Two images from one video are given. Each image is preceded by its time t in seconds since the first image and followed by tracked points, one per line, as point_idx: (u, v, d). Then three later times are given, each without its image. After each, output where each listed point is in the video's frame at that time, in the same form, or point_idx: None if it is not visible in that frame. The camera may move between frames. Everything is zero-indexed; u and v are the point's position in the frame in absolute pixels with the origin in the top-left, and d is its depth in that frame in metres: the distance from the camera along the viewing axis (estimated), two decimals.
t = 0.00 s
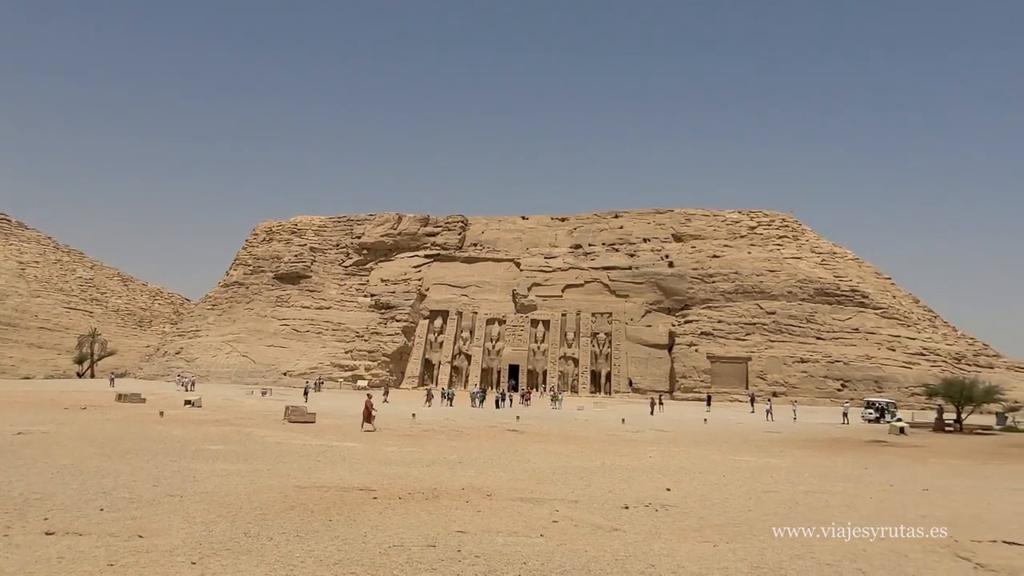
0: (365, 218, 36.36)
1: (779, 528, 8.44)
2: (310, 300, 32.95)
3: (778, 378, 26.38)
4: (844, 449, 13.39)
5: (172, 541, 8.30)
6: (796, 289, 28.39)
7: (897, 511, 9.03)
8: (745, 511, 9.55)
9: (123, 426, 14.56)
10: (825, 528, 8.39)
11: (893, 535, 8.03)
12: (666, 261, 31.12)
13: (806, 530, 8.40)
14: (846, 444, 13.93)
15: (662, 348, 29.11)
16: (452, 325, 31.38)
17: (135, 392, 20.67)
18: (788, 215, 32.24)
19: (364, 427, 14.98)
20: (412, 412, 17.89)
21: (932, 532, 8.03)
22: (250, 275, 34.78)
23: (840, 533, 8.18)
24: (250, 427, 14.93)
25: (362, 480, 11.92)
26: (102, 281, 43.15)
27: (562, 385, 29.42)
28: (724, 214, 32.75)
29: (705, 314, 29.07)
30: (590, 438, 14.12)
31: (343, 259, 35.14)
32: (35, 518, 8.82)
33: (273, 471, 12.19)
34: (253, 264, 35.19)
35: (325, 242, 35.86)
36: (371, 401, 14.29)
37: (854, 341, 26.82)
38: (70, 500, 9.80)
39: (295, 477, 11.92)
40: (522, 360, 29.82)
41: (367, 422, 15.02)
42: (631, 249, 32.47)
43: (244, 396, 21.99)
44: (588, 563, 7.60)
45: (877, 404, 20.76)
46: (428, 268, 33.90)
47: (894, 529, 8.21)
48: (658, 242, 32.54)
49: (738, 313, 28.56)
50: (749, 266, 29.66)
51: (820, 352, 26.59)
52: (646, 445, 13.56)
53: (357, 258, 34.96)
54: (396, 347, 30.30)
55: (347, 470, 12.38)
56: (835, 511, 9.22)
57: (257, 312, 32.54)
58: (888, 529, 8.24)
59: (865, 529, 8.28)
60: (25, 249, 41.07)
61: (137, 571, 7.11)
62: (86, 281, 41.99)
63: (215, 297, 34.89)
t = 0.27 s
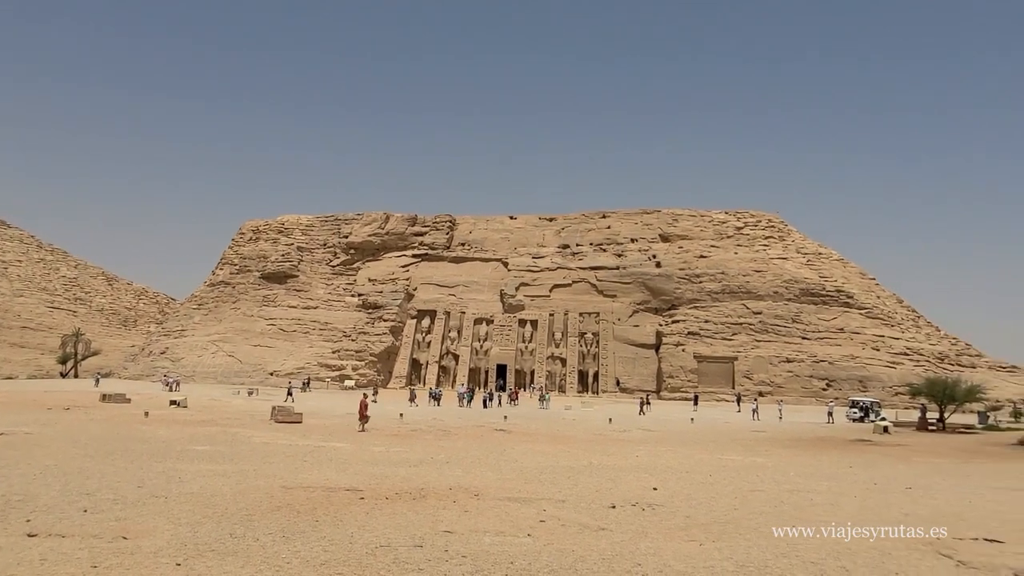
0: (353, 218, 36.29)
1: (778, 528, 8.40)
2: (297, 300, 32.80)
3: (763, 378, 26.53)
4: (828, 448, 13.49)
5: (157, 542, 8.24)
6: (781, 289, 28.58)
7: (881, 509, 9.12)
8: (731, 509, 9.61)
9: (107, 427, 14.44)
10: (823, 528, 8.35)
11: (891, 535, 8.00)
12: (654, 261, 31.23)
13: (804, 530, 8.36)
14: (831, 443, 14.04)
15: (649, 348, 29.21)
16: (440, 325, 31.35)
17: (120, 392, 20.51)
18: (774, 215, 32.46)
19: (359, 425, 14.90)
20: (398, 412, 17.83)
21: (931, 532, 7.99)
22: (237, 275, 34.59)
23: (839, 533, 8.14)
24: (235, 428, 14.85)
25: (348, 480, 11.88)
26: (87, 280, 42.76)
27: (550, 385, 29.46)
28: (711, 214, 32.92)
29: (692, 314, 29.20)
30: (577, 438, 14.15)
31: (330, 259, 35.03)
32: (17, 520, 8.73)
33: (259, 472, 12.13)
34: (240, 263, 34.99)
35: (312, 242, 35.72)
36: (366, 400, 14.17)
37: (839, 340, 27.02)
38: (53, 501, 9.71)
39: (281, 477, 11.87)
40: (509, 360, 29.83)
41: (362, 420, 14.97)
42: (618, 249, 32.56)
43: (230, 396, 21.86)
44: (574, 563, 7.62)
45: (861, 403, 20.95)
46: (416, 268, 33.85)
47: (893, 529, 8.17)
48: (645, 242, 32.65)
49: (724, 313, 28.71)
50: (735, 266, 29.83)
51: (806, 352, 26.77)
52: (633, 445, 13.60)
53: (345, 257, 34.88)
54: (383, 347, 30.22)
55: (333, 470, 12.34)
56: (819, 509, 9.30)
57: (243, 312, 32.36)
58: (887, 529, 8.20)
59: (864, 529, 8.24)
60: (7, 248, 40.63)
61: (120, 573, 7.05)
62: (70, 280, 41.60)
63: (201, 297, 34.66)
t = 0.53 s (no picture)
0: (345, 218, 36.24)
1: (780, 528, 8.34)
2: (289, 300, 32.70)
3: (755, 378, 26.62)
4: (818, 447, 13.56)
5: (147, 543, 8.20)
6: (773, 289, 28.68)
7: (871, 508, 9.17)
8: (722, 509, 9.64)
9: (97, 427, 14.36)
10: (823, 529, 8.31)
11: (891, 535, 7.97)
12: (646, 261, 31.29)
13: (805, 531, 8.31)
14: (822, 442, 14.10)
15: (642, 348, 29.26)
16: (432, 324, 31.32)
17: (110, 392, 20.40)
18: (766, 216, 32.58)
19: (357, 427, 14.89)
20: (389, 412, 17.84)
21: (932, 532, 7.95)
22: (228, 275, 34.46)
23: (839, 533, 8.11)
24: (227, 428, 14.80)
25: (339, 480, 11.85)
26: (77, 279, 42.50)
27: (542, 385, 29.48)
28: (703, 214, 33.02)
29: (684, 314, 29.26)
30: (569, 437, 14.16)
31: (322, 258, 34.94)
32: (5, 521, 8.67)
33: (250, 472, 12.09)
34: (231, 263, 34.86)
35: (304, 241, 35.63)
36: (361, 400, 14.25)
37: (830, 340, 27.15)
38: (42, 503, 9.65)
39: (273, 478, 11.83)
40: (502, 360, 29.83)
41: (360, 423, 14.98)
42: (610, 249, 32.62)
43: (221, 397, 21.78)
44: (566, 562, 7.64)
45: (852, 403, 21.06)
46: (408, 268, 33.81)
47: (894, 529, 8.12)
48: (637, 242, 32.71)
49: (716, 313, 28.79)
50: (727, 266, 29.92)
51: (797, 351, 26.87)
52: (625, 444, 13.63)
53: (337, 257, 34.81)
54: (375, 347, 30.17)
55: (325, 470, 12.31)
56: (810, 508, 9.34)
57: (235, 312, 32.24)
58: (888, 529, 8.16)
59: (865, 529, 8.20)
60: None
61: (110, 574, 7.02)
62: (60, 280, 41.34)
63: (193, 297, 34.50)
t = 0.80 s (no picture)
0: (339, 217, 36.18)
1: (779, 528, 8.31)
2: (283, 299, 32.63)
3: (749, 377, 26.68)
4: (812, 446, 13.59)
5: (141, 543, 8.18)
6: (767, 289, 28.75)
7: (864, 506, 9.20)
8: (716, 508, 9.67)
9: (90, 427, 14.32)
10: (823, 528, 8.29)
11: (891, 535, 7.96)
12: (640, 261, 31.32)
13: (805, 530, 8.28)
14: (816, 441, 14.13)
15: (636, 348, 29.30)
16: (427, 324, 31.30)
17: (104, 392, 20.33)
18: (760, 215, 32.65)
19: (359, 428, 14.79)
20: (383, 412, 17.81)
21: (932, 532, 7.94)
22: (222, 274, 34.36)
23: (839, 533, 8.08)
24: (220, 428, 14.77)
25: (333, 480, 11.84)
26: (69, 279, 42.32)
27: (537, 384, 29.50)
28: (697, 214, 33.07)
29: (678, 314, 29.32)
30: (564, 437, 14.16)
31: (316, 258, 34.88)
32: None
33: (244, 472, 12.07)
34: (225, 262, 34.76)
35: (298, 241, 35.57)
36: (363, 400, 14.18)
37: (823, 340, 27.22)
38: (35, 503, 9.61)
39: (267, 478, 11.81)
40: (497, 359, 29.84)
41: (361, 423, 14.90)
42: (605, 248, 32.64)
43: (215, 397, 21.74)
44: (560, 562, 7.64)
45: (845, 402, 21.14)
46: (403, 268, 33.78)
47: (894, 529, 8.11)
48: (632, 242, 32.74)
49: (710, 313, 28.85)
50: (721, 266, 29.97)
51: (790, 351, 26.94)
52: (619, 444, 13.64)
53: (331, 257, 34.75)
54: (370, 346, 30.13)
55: (319, 470, 12.29)
56: (803, 506, 9.37)
57: (229, 311, 32.16)
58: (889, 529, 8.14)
59: (864, 529, 8.18)
60: None
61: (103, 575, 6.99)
62: (52, 280, 41.15)
63: (186, 296, 34.39)
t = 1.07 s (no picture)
0: (334, 217, 36.12)
1: (778, 528, 8.30)
2: (278, 299, 32.56)
3: (744, 377, 26.73)
4: (807, 445, 13.62)
5: (135, 544, 8.15)
6: (762, 289, 28.80)
7: (859, 506, 9.22)
8: (712, 507, 9.68)
9: (85, 428, 14.28)
10: (821, 528, 8.29)
11: (890, 534, 7.96)
12: (636, 261, 31.35)
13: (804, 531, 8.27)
14: (811, 441, 14.16)
15: (631, 348, 29.33)
16: (422, 324, 31.28)
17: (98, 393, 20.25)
18: (755, 215, 32.70)
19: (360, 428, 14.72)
20: (379, 412, 17.81)
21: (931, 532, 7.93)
22: (217, 274, 34.28)
23: (838, 533, 8.08)
24: (215, 428, 14.74)
25: (329, 480, 11.82)
26: (63, 279, 42.16)
27: (533, 384, 29.51)
28: (693, 214, 33.11)
29: (674, 314, 29.35)
30: (560, 437, 14.17)
31: (311, 258, 34.81)
32: None
33: (239, 472, 12.04)
34: (220, 262, 34.68)
35: (293, 241, 35.50)
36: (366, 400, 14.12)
37: (818, 339, 27.29)
38: (29, 504, 9.58)
39: (262, 478, 11.78)
40: (492, 359, 29.84)
41: (364, 422, 14.82)
42: (600, 248, 32.66)
43: (210, 397, 21.69)
44: (556, 562, 7.63)
45: (840, 401, 21.20)
46: (398, 268, 33.75)
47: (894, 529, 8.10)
48: (628, 242, 32.77)
49: (706, 313, 28.89)
50: (717, 266, 30.02)
51: (785, 351, 27.01)
52: (615, 444, 13.65)
53: (326, 257, 34.68)
54: (365, 346, 30.09)
55: (315, 471, 12.27)
56: (798, 506, 9.39)
57: (224, 312, 32.08)
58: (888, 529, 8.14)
59: (863, 529, 8.18)
60: None
61: None
62: (46, 280, 41.00)
63: (181, 296, 34.29)
